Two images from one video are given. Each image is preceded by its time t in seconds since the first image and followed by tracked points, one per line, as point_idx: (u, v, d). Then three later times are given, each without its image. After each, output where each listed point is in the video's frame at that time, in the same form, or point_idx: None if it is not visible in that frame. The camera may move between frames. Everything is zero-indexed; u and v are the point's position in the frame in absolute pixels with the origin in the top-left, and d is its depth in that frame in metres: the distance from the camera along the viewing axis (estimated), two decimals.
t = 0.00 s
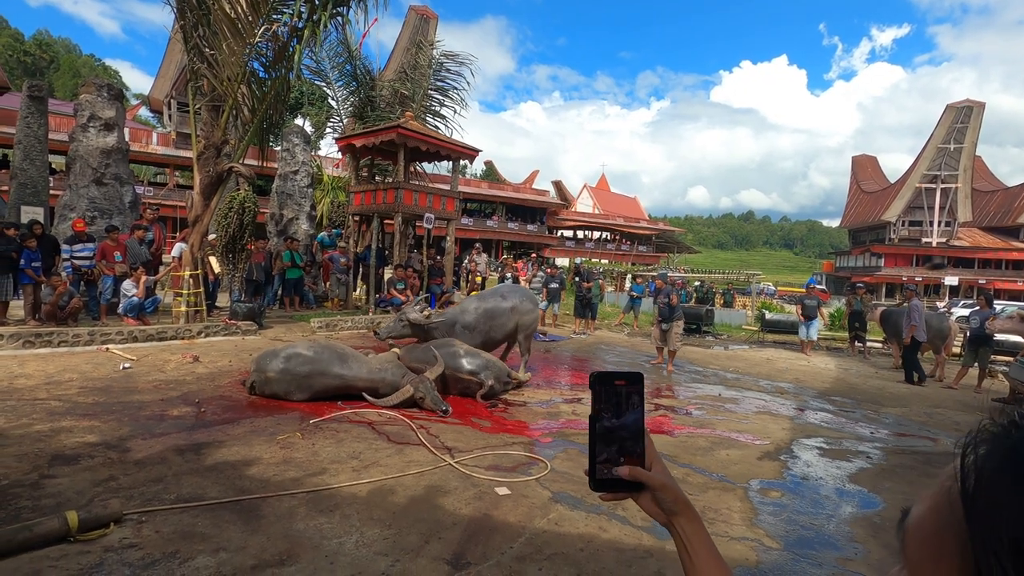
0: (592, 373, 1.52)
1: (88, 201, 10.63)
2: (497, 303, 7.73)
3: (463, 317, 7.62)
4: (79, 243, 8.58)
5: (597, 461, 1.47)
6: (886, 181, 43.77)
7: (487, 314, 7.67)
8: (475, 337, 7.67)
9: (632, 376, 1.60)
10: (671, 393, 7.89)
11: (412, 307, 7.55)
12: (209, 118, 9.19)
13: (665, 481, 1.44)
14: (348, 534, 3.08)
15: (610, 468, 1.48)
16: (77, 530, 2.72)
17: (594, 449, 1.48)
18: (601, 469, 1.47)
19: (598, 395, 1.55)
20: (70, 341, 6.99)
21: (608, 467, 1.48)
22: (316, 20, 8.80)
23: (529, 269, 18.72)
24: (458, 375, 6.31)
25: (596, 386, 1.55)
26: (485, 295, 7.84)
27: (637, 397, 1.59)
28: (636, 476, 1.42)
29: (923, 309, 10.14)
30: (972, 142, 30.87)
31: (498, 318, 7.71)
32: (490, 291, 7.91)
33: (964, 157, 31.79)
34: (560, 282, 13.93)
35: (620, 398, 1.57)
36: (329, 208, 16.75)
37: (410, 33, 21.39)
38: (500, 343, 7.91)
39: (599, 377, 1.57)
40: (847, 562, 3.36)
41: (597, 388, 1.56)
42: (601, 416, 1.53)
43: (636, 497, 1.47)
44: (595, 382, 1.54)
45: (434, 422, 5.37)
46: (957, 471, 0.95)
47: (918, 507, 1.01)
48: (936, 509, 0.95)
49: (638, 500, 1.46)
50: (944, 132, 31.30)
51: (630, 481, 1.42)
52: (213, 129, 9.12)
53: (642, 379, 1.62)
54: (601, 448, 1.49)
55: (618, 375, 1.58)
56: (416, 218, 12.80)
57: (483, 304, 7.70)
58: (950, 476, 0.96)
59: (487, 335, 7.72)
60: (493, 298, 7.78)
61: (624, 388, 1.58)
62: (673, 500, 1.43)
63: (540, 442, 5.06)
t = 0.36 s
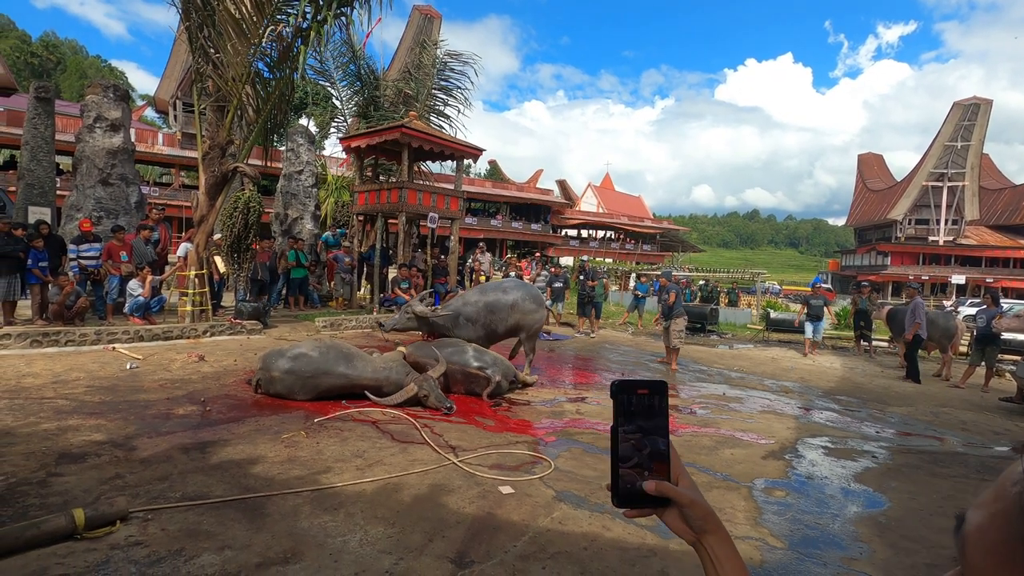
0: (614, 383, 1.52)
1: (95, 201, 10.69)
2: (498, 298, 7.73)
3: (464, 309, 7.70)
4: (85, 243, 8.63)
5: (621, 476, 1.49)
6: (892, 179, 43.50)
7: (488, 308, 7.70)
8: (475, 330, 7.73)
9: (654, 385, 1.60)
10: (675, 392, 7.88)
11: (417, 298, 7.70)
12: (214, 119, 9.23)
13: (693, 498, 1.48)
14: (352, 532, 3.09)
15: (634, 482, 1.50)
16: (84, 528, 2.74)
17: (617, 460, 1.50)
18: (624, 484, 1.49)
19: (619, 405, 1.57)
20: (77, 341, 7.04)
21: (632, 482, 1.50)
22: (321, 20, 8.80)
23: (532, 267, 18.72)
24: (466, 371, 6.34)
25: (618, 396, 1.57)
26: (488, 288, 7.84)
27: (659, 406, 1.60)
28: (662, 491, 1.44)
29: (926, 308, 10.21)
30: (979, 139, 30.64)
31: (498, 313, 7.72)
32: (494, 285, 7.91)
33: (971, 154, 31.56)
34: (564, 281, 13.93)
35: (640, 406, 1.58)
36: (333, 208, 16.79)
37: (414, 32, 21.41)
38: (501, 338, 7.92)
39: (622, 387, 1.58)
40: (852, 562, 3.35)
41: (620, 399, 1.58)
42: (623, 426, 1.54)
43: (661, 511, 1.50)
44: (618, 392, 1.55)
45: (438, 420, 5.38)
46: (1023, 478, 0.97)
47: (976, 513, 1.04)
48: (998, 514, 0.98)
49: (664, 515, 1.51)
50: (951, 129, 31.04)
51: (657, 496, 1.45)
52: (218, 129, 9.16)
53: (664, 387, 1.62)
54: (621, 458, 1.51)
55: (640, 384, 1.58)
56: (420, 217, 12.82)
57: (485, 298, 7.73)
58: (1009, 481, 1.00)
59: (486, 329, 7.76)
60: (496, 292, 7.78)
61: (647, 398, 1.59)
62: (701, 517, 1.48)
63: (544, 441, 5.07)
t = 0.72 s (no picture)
0: (651, 388, 1.59)
1: (101, 200, 10.76)
2: (493, 295, 7.76)
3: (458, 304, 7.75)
4: (93, 241, 8.71)
5: (661, 484, 1.54)
6: (899, 178, 43.23)
7: (482, 305, 7.72)
8: (468, 327, 7.73)
9: (694, 387, 1.65)
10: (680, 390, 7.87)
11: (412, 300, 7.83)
12: (219, 118, 9.27)
13: (738, 509, 1.51)
14: (356, 529, 3.10)
15: (674, 490, 1.55)
16: (91, 524, 2.76)
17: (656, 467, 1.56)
18: (664, 493, 1.54)
19: (657, 410, 1.61)
20: (84, 339, 7.09)
21: (672, 490, 1.55)
22: (325, 20, 8.82)
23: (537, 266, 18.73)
24: (466, 371, 6.34)
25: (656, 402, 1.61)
26: (485, 286, 7.88)
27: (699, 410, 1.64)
28: (705, 502, 1.48)
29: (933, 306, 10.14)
30: (987, 138, 30.41)
31: (492, 310, 7.73)
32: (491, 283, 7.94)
33: (979, 153, 31.34)
34: (568, 280, 13.94)
35: (680, 410, 1.63)
36: (338, 207, 16.83)
37: (419, 31, 21.42)
38: (495, 336, 7.90)
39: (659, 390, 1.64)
40: (857, 561, 3.34)
41: (659, 401, 1.62)
42: (661, 428, 1.61)
43: (703, 521, 1.54)
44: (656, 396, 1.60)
45: (442, 419, 5.39)
46: None
47: None
48: None
49: (706, 524, 1.54)
50: (959, 127, 30.80)
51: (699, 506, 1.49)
52: (223, 129, 9.20)
53: (703, 390, 1.66)
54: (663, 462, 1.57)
55: (681, 387, 1.63)
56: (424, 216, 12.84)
57: (480, 294, 7.76)
58: None
59: (480, 325, 7.74)
60: (492, 289, 7.81)
61: (687, 401, 1.64)
62: (749, 531, 1.50)
63: (548, 439, 5.07)
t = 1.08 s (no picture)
0: (659, 390, 1.46)
1: (108, 200, 10.83)
2: (489, 295, 7.80)
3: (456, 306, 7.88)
4: (99, 240, 8.76)
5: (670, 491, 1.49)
6: (905, 177, 43.01)
7: (478, 305, 7.77)
8: (463, 325, 7.80)
9: (705, 389, 1.54)
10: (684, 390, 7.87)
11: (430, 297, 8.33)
12: (225, 118, 9.31)
13: (751, 518, 1.47)
14: (359, 527, 3.12)
15: (682, 498, 1.49)
16: (96, 520, 2.79)
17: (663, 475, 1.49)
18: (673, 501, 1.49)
19: (668, 413, 1.51)
20: (91, 337, 7.14)
21: (681, 497, 1.48)
22: (329, 19, 8.84)
23: (541, 265, 18.73)
24: (468, 371, 6.35)
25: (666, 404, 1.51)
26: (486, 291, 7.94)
27: (710, 413, 1.55)
28: (718, 511, 1.43)
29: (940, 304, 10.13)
30: (995, 137, 30.22)
31: (486, 311, 7.72)
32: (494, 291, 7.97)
33: (986, 152, 31.15)
34: (572, 280, 13.95)
35: (691, 412, 1.53)
36: (342, 206, 16.87)
37: (423, 31, 21.45)
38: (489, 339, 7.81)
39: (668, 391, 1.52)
40: (861, 561, 3.33)
41: (667, 402, 1.51)
42: (672, 434, 1.51)
43: (713, 530, 1.50)
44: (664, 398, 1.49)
45: (446, 418, 5.40)
46: None
47: None
48: None
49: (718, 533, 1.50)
50: (966, 127, 30.57)
51: (711, 515, 1.44)
52: (228, 128, 9.24)
53: (714, 390, 1.56)
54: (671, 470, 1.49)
55: (691, 389, 1.52)
56: (428, 215, 12.85)
57: (479, 295, 7.87)
58: None
59: (473, 326, 7.77)
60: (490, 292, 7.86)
61: (698, 403, 1.54)
62: (762, 540, 1.45)
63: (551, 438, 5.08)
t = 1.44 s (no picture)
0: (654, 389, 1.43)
1: (114, 199, 10.89)
2: (509, 293, 7.79)
3: (475, 303, 7.80)
4: (105, 239, 8.80)
5: (661, 500, 1.43)
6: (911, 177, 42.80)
7: (497, 302, 7.72)
8: (481, 322, 7.76)
9: (699, 390, 1.54)
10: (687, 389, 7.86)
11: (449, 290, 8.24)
12: (229, 117, 9.33)
13: (748, 527, 1.43)
14: (361, 524, 3.13)
15: (674, 506, 1.45)
16: (101, 516, 2.81)
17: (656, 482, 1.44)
18: (664, 508, 1.43)
19: (666, 417, 1.50)
20: (96, 335, 7.17)
21: (674, 504, 1.45)
22: (333, 18, 8.85)
23: (545, 264, 18.75)
24: (472, 368, 6.35)
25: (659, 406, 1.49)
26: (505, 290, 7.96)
27: (706, 414, 1.53)
28: (713, 521, 1.39)
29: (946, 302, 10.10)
30: (1002, 135, 30.02)
31: (506, 308, 7.70)
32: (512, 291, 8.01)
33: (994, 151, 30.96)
34: (576, 279, 13.95)
35: (685, 413, 1.52)
36: (346, 206, 16.93)
37: (427, 30, 21.50)
38: (506, 335, 7.82)
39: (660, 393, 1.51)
40: (864, 561, 3.33)
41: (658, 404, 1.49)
42: (667, 439, 1.49)
43: (707, 538, 1.45)
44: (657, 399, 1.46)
45: (448, 416, 5.41)
46: None
47: None
48: None
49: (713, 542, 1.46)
50: (973, 125, 30.40)
51: (705, 524, 1.40)
52: (233, 127, 9.27)
53: (708, 391, 1.56)
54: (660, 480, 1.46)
55: (685, 390, 1.52)
56: (432, 214, 12.87)
57: (498, 292, 7.85)
58: None
59: (491, 322, 7.74)
60: (509, 289, 7.87)
61: (692, 405, 1.54)
62: (758, 550, 1.42)
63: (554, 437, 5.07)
